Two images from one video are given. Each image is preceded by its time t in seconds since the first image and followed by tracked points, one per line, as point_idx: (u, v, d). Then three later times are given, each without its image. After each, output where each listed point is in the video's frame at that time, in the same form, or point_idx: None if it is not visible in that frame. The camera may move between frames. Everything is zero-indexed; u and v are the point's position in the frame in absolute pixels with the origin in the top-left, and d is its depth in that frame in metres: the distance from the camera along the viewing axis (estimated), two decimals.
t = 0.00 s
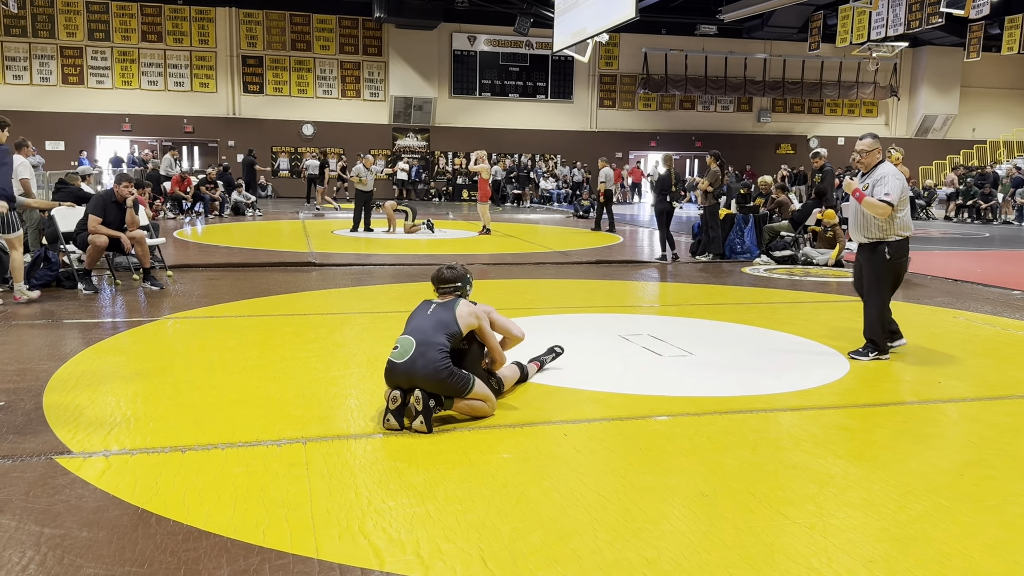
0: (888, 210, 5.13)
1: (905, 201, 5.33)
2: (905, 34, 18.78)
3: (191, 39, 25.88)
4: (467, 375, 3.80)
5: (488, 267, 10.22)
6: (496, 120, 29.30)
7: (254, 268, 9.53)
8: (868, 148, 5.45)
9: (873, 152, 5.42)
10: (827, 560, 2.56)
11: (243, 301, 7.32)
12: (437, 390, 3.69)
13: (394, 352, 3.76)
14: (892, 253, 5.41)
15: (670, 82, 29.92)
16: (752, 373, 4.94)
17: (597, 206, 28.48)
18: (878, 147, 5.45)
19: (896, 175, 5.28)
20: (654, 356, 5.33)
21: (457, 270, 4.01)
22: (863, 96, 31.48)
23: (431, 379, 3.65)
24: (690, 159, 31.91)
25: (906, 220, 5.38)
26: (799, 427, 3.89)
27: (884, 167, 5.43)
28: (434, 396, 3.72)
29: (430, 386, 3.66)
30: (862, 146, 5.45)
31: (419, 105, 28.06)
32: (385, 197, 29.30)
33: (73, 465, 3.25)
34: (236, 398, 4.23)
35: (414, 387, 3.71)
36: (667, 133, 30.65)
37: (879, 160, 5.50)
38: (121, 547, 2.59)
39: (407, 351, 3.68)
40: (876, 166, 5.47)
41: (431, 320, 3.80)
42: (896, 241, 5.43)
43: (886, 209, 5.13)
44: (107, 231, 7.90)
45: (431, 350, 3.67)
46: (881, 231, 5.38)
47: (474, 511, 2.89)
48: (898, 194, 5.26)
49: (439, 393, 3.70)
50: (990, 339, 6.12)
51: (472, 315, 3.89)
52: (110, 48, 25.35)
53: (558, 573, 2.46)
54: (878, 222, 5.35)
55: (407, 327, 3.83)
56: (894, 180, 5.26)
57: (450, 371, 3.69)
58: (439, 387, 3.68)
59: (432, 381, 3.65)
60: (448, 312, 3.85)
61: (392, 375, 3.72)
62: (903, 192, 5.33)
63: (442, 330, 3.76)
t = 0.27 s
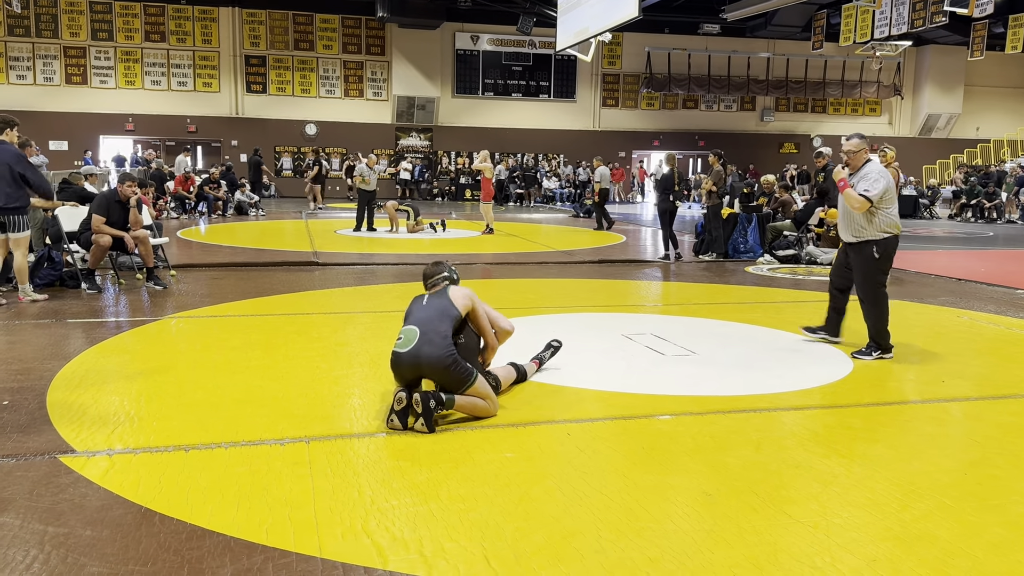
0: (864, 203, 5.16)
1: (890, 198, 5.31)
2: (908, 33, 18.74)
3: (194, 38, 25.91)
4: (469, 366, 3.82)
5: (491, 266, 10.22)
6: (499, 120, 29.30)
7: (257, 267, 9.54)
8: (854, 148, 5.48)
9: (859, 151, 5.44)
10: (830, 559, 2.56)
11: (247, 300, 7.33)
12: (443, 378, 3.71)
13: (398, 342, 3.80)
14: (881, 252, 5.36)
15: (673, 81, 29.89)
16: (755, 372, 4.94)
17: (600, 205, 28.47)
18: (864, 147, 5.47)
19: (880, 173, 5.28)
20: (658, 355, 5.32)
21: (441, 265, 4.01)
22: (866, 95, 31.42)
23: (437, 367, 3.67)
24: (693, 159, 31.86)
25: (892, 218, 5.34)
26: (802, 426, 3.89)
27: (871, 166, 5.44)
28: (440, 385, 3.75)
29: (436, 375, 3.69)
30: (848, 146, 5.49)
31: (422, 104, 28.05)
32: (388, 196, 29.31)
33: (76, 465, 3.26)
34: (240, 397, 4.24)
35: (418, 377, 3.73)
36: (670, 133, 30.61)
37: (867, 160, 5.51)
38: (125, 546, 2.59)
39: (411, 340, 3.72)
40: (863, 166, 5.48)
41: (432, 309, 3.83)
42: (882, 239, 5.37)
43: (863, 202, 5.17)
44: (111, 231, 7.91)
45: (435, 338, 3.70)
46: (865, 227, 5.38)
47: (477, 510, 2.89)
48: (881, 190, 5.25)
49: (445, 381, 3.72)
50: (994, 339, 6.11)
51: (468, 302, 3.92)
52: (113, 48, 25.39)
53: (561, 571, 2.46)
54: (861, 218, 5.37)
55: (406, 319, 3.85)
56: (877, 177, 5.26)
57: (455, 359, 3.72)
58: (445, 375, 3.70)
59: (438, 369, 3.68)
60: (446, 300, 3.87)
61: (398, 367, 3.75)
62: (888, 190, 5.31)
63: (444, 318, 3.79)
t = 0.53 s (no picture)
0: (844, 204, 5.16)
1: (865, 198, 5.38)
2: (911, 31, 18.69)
3: (196, 39, 25.94)
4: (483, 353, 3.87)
5: (493, 265, 10.21)
6: (501, 119, 29.30)
7: (260, 267, 9.55)
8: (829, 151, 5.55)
9: (834, 154, 5.51)
10: (832, 559, 2.55)
11: (249, 300, 7.33)
12: (467, 356, 3.74)
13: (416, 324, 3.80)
14: (860, 251, 5.44)
15: (675, 81, 29.86)
16: (758, 371, 4.93)
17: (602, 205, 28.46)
18: (839, 150, 5.54)
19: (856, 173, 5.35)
20: (660, 354, 5.31)
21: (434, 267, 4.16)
22: (869, 95, 31.35)
23: (462, 343, 3.71)
24: (696, 158, 31.83)
25: (868, 219, 5.42)
26: (804, 425, 3.88)
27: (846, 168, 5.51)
28: (460, 363, 3.76)
29: (460, 352, 3.72)
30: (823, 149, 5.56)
31: (424, 104, 28.07)
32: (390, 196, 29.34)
33: (78, 465, 3.26)
34: (242, 396, 4.24)
35: (439, 358, 3.73)
36: (672, 132, 30.58)
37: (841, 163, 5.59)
38: (127, 546, 2.59)
39: (434, 316, 3.76)
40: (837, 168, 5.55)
41: (444, 294, 3.91)
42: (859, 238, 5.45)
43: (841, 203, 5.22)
44: (114, 230, 7.91)
45: (458, 316, 3.78)
46: (843, 227, 5.43)
47: (479, 510, 2.89)
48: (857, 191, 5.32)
49: (467, 358, 3.75)
50: (997, 338, 6.10)
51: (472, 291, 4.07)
52: (116, 48, 25.43)
53: (563, 571, 2.46)
54: (839, 219, 5.40)
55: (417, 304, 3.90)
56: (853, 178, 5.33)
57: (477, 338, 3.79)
58: (467, 352, 3.74)
59: (463, 346, 3.72)
60: (454, 288, 3.98)
61: (419, 347, 3.72)
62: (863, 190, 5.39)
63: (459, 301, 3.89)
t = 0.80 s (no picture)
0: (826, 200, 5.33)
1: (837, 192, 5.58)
2: (914, 30, 18.66)
3: (198, 39, 25.99)
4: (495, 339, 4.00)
5: (494, 265, 10.21)
6: (503, 119, 29.31)
7: (261, 268, 9.56)
8: (800, 146, 5.69)
9: (805, 150, 5.65)
10: (834, 559, 2.55)
11: (251, 300, 7.34)
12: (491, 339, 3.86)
13: (433, 315, 3.82)
14: (826, 242, 5.64)
15: (677, 80, 29.84)
16: (759, 371, 4.92)
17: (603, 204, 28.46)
18: (809, 145, 5.69)
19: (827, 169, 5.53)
20: (662, 354, 5.31)
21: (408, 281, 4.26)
22: (871, 94, 31.28)
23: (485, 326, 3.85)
24: (697, 157, 31.81)
25: (838, 211, 5.63)
26: (806, 425, 3.88)
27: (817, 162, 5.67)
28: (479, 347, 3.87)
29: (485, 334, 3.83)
30: (794, 146, 5.69)
31: (426, 104, 28.10)
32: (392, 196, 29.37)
33: (80, 465, 3.26)
34: (244, 397, 4.25)
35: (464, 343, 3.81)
36: (674, 132, 30.57)
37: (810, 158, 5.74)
38: (128, 546, 2.60)
39: (453, 305, 3.84)
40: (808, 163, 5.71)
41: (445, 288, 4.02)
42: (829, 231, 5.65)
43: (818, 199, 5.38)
44: (115, 231, 7.92)
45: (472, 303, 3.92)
46: (819, 221, 5.62)
47: (480, 510, 2.89)
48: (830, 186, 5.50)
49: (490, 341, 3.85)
50: (999, 337, 6.09)
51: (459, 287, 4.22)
52: (118, 49, 25.47)
53: (564, 571, 2.46)
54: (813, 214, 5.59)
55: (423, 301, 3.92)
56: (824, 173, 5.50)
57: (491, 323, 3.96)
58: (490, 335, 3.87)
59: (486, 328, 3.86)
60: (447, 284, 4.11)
61: (444, 335, 3.75)
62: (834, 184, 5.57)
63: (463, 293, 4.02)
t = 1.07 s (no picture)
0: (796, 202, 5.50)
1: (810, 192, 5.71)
2: (915, 30, 18.64)
3: (201, 41, 26.02)
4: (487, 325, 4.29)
5: (496, 266, 10.21)
6: (504, 120, 29.32)
7: (264, 269, 9.57)
8: (774, 148, 5.84)
9: (780, 151, 5.79)
10: (836, 559, 2.55)
11: (253, 302, 7.35)
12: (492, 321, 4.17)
13: (438, 313, 4.00)
14: (794, 242, 5.76)
15: (679, 80, 29.83)
16: (761, 371, 4.92)
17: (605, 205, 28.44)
18: (783, 147, 5.83)
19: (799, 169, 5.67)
20: (664, 355, 5.31)
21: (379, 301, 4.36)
22: (873, 93, 31.24)
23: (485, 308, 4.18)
24: (699, 157, 31.78)
25: (812, 211, 5.75)
26: (808, 426, 3.88)
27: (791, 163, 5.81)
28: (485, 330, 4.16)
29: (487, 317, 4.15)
30: (769, 147, 5.84)
31: (428, 105, 28.17)
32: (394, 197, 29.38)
33: (83, 466, 3.28)
34: (246, 398, 4.26)
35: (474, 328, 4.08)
36: (676, 132, 30.54)
37: (785, 158, 5.88)
38: (131, 547, 2.60)
39: (453, 300, 4.06)
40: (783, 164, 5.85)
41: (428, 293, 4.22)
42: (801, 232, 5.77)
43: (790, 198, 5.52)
44: (117, 233, 7.94)
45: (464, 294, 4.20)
46: (792, 221, 5.75)
47: (482, 510, 2.90)
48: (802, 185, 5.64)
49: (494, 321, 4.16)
50: (1001, 337, 6.08)
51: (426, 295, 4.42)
52: (120, 51, 25.50)
53: (566, 572, 2.47)
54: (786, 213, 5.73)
55: (418, 305, 4.08)
56: (796, 174, 5.65)
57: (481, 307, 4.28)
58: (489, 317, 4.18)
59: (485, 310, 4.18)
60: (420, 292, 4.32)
61: (462, 326, 3.97)
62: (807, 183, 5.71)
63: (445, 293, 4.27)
